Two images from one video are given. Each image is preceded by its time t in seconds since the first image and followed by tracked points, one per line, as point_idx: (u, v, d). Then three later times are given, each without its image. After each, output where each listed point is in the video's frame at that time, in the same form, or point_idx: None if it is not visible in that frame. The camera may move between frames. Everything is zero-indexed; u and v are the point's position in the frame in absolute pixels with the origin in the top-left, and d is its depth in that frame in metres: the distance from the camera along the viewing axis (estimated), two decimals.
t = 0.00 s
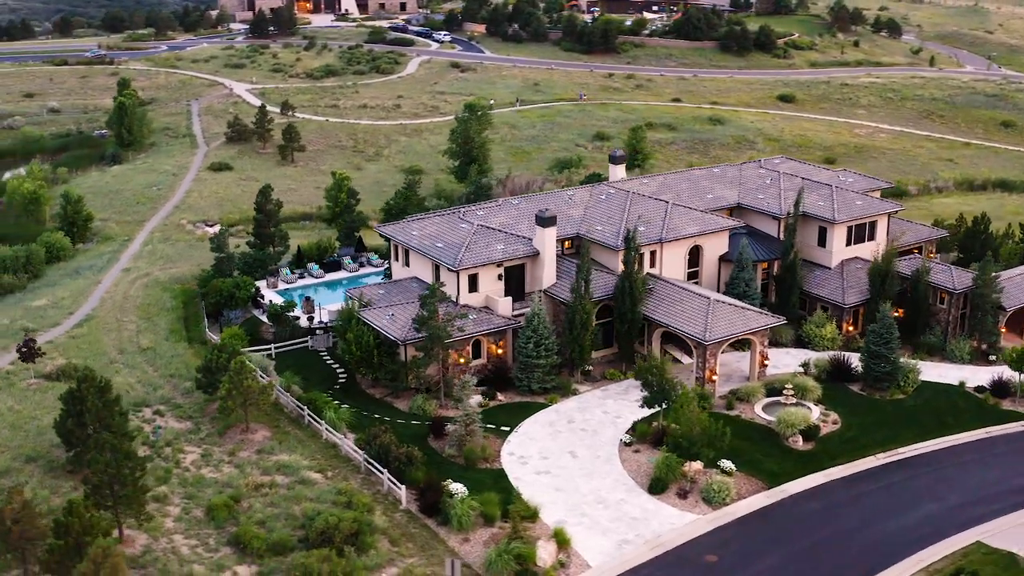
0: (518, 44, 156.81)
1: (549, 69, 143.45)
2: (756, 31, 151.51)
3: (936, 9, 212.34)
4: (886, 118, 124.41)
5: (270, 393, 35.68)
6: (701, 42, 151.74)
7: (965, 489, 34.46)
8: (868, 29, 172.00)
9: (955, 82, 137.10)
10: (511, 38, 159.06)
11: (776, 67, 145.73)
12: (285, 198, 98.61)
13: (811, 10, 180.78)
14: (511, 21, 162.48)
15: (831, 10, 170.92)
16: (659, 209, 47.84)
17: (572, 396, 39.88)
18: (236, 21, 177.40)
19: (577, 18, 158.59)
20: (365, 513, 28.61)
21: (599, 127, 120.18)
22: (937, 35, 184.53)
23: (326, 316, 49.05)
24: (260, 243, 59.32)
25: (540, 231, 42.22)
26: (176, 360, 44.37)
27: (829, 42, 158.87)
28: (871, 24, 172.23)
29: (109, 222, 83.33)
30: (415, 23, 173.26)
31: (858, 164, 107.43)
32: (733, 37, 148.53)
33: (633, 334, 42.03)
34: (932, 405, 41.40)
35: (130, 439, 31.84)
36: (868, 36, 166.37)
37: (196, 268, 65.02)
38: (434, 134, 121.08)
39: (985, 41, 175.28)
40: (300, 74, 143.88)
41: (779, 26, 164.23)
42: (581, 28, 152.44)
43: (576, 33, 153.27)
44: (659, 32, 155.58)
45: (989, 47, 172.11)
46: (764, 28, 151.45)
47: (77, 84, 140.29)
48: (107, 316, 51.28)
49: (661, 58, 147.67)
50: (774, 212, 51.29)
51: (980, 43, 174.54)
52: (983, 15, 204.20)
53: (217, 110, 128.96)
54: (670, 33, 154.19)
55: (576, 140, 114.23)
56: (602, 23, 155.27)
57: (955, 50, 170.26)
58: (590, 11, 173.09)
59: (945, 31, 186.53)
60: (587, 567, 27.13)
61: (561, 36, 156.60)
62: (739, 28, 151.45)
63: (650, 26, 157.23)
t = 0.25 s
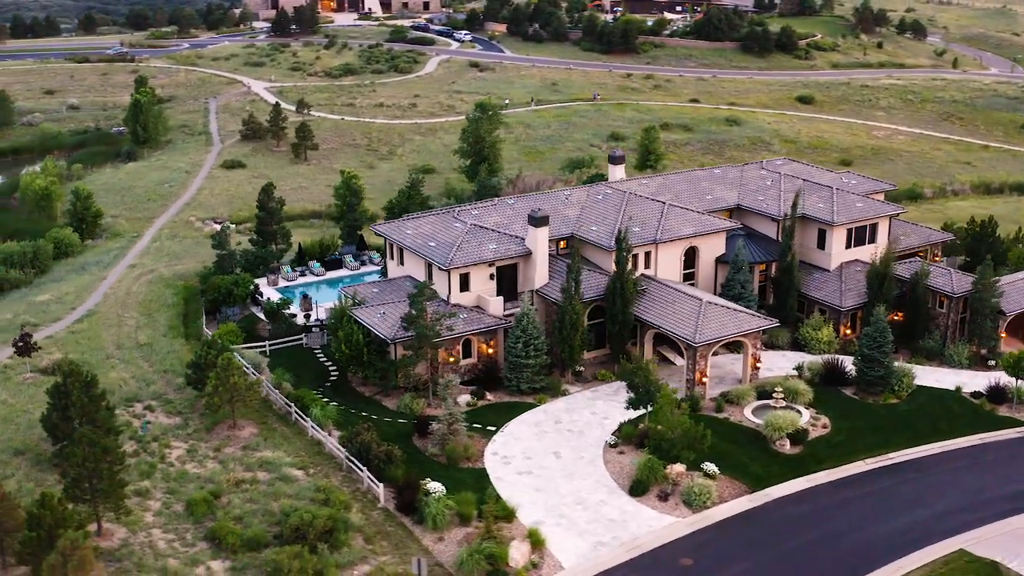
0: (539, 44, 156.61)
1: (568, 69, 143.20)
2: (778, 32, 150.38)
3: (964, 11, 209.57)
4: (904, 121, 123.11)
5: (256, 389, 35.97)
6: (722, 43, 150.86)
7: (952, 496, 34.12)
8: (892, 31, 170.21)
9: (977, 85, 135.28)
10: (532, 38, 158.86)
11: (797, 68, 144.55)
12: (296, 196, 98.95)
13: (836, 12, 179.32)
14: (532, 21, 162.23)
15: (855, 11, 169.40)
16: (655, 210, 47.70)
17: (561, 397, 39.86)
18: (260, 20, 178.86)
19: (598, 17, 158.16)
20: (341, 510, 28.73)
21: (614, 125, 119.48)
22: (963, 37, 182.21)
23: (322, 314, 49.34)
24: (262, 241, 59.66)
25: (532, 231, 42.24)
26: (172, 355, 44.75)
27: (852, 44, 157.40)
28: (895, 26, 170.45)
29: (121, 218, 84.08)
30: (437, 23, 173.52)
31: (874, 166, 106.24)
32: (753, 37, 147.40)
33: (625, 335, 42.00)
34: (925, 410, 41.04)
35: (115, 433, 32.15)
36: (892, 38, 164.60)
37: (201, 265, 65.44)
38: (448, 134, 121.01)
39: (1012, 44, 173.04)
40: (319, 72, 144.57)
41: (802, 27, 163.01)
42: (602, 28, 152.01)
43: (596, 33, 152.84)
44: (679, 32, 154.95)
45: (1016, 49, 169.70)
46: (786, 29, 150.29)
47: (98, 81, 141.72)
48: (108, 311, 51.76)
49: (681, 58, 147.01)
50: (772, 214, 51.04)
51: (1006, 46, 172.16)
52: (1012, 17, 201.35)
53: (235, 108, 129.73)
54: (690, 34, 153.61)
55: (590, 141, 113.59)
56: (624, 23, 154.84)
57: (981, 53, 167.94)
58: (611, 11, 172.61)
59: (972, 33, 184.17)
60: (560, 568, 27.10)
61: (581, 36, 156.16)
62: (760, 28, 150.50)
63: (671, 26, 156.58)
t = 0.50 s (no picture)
0: (562, 44, 156.07)
1: (591, 69, 142.69)
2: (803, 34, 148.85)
3: (997, 13, 206.09)
4: (928, 123, 121.35)
5: (246, 385, 36.22)
6: (747, 44, 149.70)
7: (943, 503, 33.74)
8: (922, 33, 167.76)
9: (1005, 87, 132.96)
10: (555, 38, 158.36)
11: (822, 69, 142.93)
12: (310, 194, 99.24)
13: (866, 13, 177.23)
14: (556, 20, 161.66)
15: (884, 13, 167.25)
16: (655, 211, 47.54)
17: (553, 398, 39.82)
18: (287, 18, 179.98)
19: (622, 17, 157.36)
20: (321, 508, 28.90)
21: (633, 124, 118.57)
22: (995, 40, 179.20)
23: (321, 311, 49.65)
24: (268, 238, 59.99)
25: (528, 231, 42.27)
26: (170, 351, 45.15)
27: (879, 45, 155.35)
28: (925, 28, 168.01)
29: (136, 215, 84.85)
30: (462, 22, 173.57)
31: (895, 169, 104.69)
32: (778, 38, 145.95)
33: (619, 336, 41.91)
34: (922, 416, 40.59)
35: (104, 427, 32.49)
36: (921, 40, 162.18)
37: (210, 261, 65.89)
38: (466, 133, 120.75)
39: None
40: (341, 71, 145.08)
41: (829, 28, 161.22)
42: (626, 28, 151.24)
43: (620, 33, 152.04)
44: (704, 33, 153.93)
45: None
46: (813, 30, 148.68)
47: (122, 78, 143.14)
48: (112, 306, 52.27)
49: (705, 58, 146.01)
50: (774, 216, 50.70)
51: None
52: None
53: (256, 106, 130.44)
54: (715, 34, 152.52)
55: (608, 141, 112.90)
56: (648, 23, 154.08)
57: (1013, 55, 164.92)
58: (637, 11, 171.75)
59: (1004, 36, 181.07)
60: (535, 569, 27.11)
61: (605, 36, 155.42)
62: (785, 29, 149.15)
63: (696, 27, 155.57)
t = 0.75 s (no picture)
0: (586, 44, 155.39)
1: (614, 69, 142.12)
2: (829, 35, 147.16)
3: None
4: (952, 126, 119.48)
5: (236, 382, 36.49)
6: (772, 45, 148.44)
7: (931, 511, 33.38)
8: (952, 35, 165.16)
9: None
10: (580, 38, 157.74)
11: (847, 71, 141.20)
12: (325, 192, 99.42)
13: (896, 14, 174.92)
14: (581, 20, 160.99)
15: (913, 14, 164.99)
16: (653, 211, 47.37)
17: (544, 398, 39.80)
18: (313, 17, 180.93)
19: (647, 17, 156.40)
20: (299, 506, 29.07)
21: (651, 125, 117.65)
22: None
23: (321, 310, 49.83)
24: (273, 236, 60.27)
25: (522, 231, 42.25)
26: (169, 347, 45.52)
27: (907, 46, 153.17)
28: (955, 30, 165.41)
29: (150, 211, 85.58)
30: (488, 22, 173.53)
31: (916, 171, 103.09)
32: (803, 38, 144.47)
33: (612, 338, 41.82)
34: (918, 422, 40.18)
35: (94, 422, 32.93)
36: (950, 42, 159.64)
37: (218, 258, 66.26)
38: (484, 132, 120.40)
39: None
40: (364, 70, 145.57)
41: (856, 29, 159.28)
42: (650, 27, 150.39)
43: (644, 33, 151.16)
44: (729, 33, 152.91)
45: None
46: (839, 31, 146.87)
47: (146, 75, 144.32)
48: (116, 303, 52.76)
49: (729, 59, 144.97)
50: (775, 218, 50.35)
51: None
52: None
53: (276, 104, 130.97)
54: (739, 35, 151.60)
55: (626, 140, 112.10)
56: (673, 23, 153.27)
57: None
58: (663, 12, 170.81)
59: None
60: (508, 570, 27.19)
61: (629, 36, 154.61)
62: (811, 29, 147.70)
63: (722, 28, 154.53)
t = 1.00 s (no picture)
0: (610, 44, 154.88)
1: (637, 69, 141.66)
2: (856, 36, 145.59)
3: None
4: (977, 129, 117.73)
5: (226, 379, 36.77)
6: (797, 46, 147.27)
7: (916, 520, 33.02)
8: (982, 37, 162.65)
9: None
10: (604, 38, 157.28)
11: (872, 72, 139.59)
12: (340, 191, 99.68)
13: (926, 16, 172.64)
14: (606, 20, 160.47)
15: (943, 16, 162.82)
16: (651, 213, 47.23)
17: (534, 399, 39.82)
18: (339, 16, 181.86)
19: (672, 17, 155.56)
20: (277, 503, 29.28)
21: (670, 125, 116.92)
22: None
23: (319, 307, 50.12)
24: (278, 234, 60.65)
25: (516, 231, 42.27)
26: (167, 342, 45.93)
27: (934, 49, 151.20)
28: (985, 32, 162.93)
29: (164, 208, 86.36)
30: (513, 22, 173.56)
31: (937, 175, 101.64)
32: (828, 40, 143.16)
33: (604, 339, 41.80)
34: (912, 428, 39.73)
35: (82, 416, 33.30)
36: (980, 43, 157.18)
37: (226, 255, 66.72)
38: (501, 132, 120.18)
39: None
40: (387, 69, 146.13)
41: (883, 31, 157.55)
42: (674, 28, 149.71)
43: (668, 34, 150.45)
44: (754, 34, 152.03)
45: None
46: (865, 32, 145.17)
47: (169, 73, 145.49)
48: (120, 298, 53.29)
49: (753, 60, 144.02)
50: (775, 220, 50.05)
51: None
52: None
53: (297, 102, 131.57)
54: (764, 36, 150.75)
55: (644, 141, 111.44)
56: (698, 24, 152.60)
57: None
58: (689, 12, 170.00)
59: None
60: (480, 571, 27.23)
61: (653, 36, 153.94)
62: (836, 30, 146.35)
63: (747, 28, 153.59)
